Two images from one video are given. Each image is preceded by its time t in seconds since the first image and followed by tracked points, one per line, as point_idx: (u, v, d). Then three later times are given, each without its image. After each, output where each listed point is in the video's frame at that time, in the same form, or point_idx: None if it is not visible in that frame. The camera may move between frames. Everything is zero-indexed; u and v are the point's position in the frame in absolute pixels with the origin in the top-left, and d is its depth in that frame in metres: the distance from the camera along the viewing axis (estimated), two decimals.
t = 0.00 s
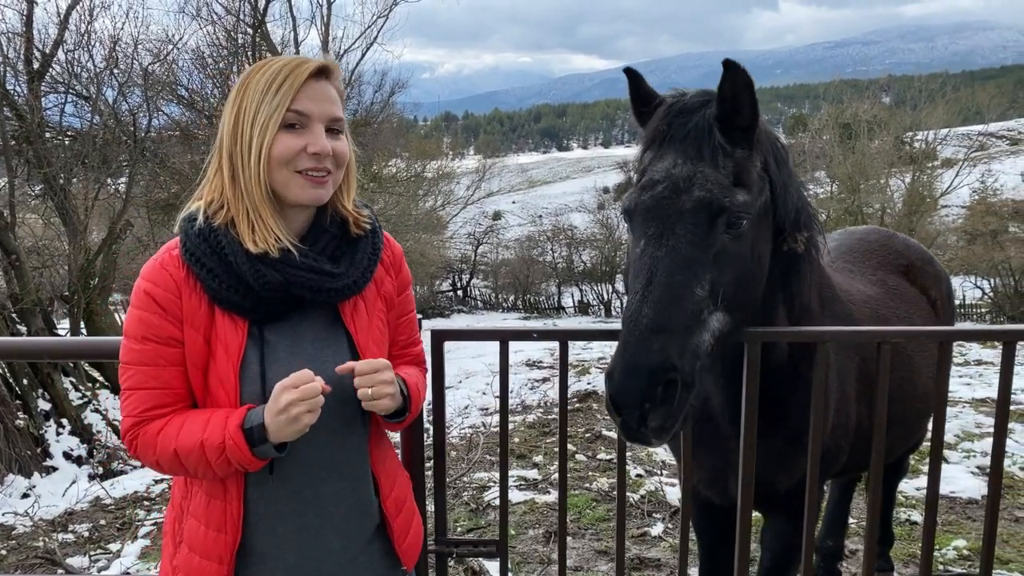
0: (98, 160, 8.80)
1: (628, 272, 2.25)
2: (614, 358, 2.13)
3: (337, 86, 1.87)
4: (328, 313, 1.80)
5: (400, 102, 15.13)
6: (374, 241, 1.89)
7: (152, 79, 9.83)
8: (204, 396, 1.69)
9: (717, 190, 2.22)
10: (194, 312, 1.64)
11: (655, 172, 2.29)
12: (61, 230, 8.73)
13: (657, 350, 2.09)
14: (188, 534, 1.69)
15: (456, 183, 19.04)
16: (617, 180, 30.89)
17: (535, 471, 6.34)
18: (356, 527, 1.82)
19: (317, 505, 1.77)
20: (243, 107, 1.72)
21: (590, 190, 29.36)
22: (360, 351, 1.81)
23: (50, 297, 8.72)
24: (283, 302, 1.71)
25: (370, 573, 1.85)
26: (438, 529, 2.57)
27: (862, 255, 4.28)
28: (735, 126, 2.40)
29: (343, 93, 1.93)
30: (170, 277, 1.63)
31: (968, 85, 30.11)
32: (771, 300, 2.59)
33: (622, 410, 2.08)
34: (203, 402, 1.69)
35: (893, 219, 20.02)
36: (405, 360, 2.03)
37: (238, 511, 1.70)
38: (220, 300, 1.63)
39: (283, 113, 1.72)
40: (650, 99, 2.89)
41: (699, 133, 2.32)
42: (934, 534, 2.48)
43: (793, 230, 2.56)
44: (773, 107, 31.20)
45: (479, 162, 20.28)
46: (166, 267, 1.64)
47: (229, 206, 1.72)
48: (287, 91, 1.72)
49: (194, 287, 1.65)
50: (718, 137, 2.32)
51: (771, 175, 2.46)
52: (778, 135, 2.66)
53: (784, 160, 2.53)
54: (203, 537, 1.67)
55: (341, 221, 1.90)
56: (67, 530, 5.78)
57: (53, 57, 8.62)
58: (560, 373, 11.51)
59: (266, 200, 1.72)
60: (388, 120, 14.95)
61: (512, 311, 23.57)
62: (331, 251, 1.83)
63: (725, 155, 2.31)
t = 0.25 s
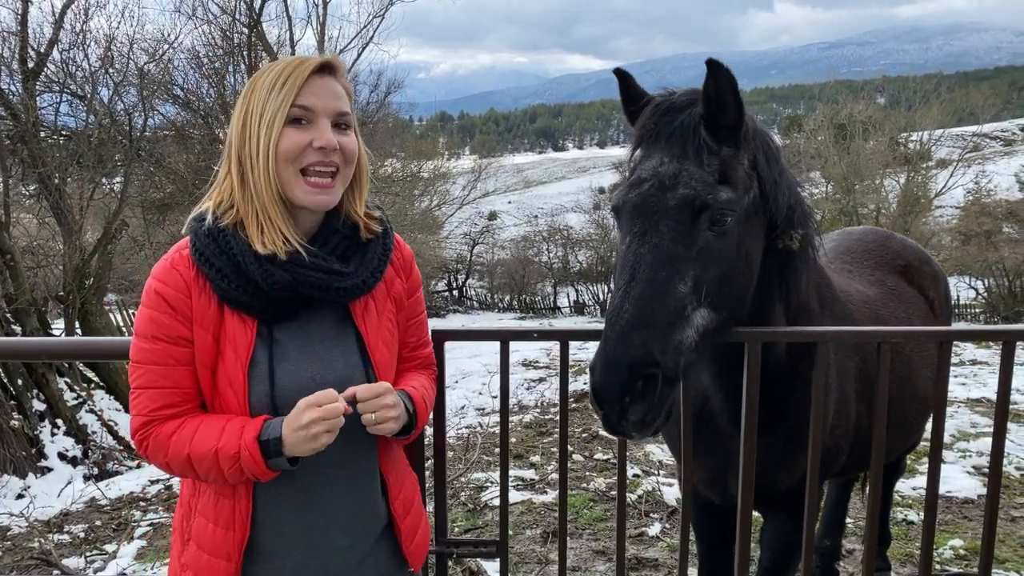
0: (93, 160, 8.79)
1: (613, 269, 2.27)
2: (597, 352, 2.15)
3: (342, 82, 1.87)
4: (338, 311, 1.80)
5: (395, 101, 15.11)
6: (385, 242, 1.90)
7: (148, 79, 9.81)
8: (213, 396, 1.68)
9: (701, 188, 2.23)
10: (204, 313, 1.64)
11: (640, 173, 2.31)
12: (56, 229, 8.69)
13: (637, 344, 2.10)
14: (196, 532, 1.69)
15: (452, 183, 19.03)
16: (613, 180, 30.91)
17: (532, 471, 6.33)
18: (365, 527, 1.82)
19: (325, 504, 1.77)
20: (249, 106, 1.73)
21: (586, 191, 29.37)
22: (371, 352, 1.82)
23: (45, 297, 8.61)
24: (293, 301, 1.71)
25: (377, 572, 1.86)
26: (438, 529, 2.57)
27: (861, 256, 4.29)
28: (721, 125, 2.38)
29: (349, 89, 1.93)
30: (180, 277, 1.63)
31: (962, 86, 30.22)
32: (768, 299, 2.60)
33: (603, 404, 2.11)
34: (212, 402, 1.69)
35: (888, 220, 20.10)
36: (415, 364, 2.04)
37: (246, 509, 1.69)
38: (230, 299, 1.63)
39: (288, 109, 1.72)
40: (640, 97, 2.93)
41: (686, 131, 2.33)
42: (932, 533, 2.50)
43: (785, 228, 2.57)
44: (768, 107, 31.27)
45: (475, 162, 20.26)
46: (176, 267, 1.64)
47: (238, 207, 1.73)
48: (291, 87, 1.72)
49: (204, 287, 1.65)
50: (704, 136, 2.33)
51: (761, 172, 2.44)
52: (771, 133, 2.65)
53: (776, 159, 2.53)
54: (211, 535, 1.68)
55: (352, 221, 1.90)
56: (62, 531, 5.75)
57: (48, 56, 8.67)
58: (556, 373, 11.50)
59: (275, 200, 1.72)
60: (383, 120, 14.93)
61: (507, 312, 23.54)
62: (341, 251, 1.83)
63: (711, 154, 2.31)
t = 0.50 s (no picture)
0: (87, 161, 8.79)
1: (605, 272, 2.29)
2: (588, 353, 2.16)
3: (346, 85, 1.88)
4: (344, 308, 1.80)
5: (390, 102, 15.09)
6: (389, 240, 1.90)
7: (143, 80, 9.80)
8: (215, 395, 1.68)
9: (690, 193, 2.24)
10: (206, 312, 1.64)
11: (633, 177, 2.31)
12: (50, 230, 8.65)
13: (624, 346, 2.12)
14: (201, 534, 1.68)
15: (447, 184, 19.01)
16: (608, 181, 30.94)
17: (528, 473, 6.33)
18: (372, 528, 1.82)
19: (332, 506, 1.77)
20: (253, 110, 1.74)
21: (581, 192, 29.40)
22: (377, 349, 1.82)
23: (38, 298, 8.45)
24: (298, 298, 1.70)
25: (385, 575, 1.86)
26: (438, 531, 2.56)
27: (857, 257, 4.30)
28: (710, 129, 2.37)
29: (353, 92, 1.93)
30: (182, 276, 1.63)
31: (955, 88, 30.35)
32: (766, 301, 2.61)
33: (591, 406, 2.13)
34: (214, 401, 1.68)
35: (882, 220, 20.18)
36: (424, 361, 2.04)
37: (251, 511, 1.69)
38: (234, 297, 1.63)
39: (291, 110, 1.73)
40: (631, 102, 2.94)
41: (678, 135, 2.33)
42: (930, 533, 2.52)
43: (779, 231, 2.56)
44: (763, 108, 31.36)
45: (470, 163, 20.25)
46: (178, 267, 1.64)
47: (240, 206, 1.72)
48: (294, 89, 1.73)
49: (206, 286, 1.65)
50: (696, 140, 2.33)
51: (753, 177, 2.46)
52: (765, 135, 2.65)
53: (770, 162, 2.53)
54: (215, 537, 1.66)
55: (357, 220, 1.89)
56: (57, 533, 5.72)
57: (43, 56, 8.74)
58: (552, 373, 11.50)
59: (278, 198, 1.71)
60: (379, 121, 14.92)
61: (503, 313, 23.53)
62: (346, 248, 1.83)
63: (701, 158, 2.31)
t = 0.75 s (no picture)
0: (83, 162, 8.75)
1: (602, 277, 2.29)
2: (584, 357, 2.17)
3: (354, 94, 1.86)
4: (348, 312, 1.80)
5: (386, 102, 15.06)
6: (391, 243, 1.90)
7: (139, 80, 9.78)
8: (221, 404, 1.68)
9: (688, 198, 2.24)
10: (211, 320, 1.63)
11: (631, 182, 2.31)
12: (45, 231, 8.60)
13: (620, 350, 2.12)
14: (210, 543, 1.68)
15: (443, 185, 18.99)
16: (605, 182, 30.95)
17: (525, 474, 6.33)
18: (380, 533, 1.82)
19: (340, 511, 1.77)
20: (258, 115, 1.73)
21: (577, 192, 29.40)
22: (383, 352, 1.82)
23: (34, 300, 8.36)
24: (302, 303, 1.70)
25: None
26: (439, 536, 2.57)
27: (855, 259, 4.31)
28: (708, 134, 2.37)
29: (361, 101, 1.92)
30: (185, 284, 1.63)
31: (950, 89, 30.45)
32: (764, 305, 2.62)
33: (587, 411, 2.13)
34: (220, 411, 1.68)
35: (878, 221, 20.25)
36: (426, 367, 2.04)
37: (259, 519, 1.69)
38: (238, 304, 1.62)
39: (299, 121, 1.72)
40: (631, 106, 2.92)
41: (675, 141, 2.34)
42: (929, 535, 2.53)
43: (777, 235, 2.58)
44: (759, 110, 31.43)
45: (466, 164, 20.23)
46: (181, 274, 1.64)
47: (243, 213, 1.72)
48: (302, 99, 1.71)
49: (210, 294, 1.64)
50: (693, 145, 2.34)
51: (750, 181, 2.46)
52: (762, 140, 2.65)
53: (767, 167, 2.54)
54: (223, 546, 1.67)
55: (358, 225, 1.89)
56: (53, 536, 5.69)
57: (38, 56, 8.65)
58: (548, 375, 11.50)
59: (280, 207, 1.71)
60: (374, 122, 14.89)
61: (499, 313, 23.51)
62: (348, 252, 1.83)
63: (699, 163, 2.32)
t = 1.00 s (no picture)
0: (80, 163, 8.73)
1: (599, 279, 2.29)
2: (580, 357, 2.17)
3: (359, 98, 1.86)
4: (349, 312, 1.80)
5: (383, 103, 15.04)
6: (392, 240, 1.90)
7: (135, 81, 9.77)
8: (227, 411, 1.68)
9: (683, 200, 2.24)
10: (213, 324, 1.63)
11: (628, 184, 2.31)
12: (41, 231, 8.57)
13: (615, 352, 2.12)
14: (219, 549, 1.70)
15: (440, 186, 18.98)
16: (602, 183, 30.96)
17: (523, 476, 6.33)
18: (389, 537, 1.82)
19: (347, 516, 1.77)
20: (263, 114, 1.72)
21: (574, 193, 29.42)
22: (386, 351, 1.82)
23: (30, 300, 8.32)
24: (303, 303, 1.69)
25: None
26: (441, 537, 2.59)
27: (854, 261, 4.32)
28: (705, 135, 2.37)
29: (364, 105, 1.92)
30: (187, 288, 1.63)
31: (946, 91, 30.55)
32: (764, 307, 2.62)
33: (583, 412, 2.13)
34: (225, 418, 1.68)
35: (874, 222, 20.29)
36: (434, 365, 2.04)
37: (267, 525, 1.70)
38: (239, 307, 1.62)
39: (304, 122, 1.71)
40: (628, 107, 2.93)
41: (672, 143, 2.34)
42: (927, 536, 2.53)
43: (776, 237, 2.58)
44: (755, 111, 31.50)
45: (463, 164, 20.22)
46: (182, 279, 1.64)
47: (243, 213, 1.72)
48: (309, 101, 1.71)
49: (212, 296, 1.64)
50: (690, 146, 2.34)
51: (748, 182, 2.46)
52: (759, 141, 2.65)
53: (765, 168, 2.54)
54: (232, 552, 1.68)
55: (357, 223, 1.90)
56: (49, 538, 5.67)
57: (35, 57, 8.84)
58: (546, 375, 11.50)
59: (281, 207, 1.71)
60: (371, 123, 14.87)
61: (496, 314, 23.52)
62: (348, 250, 1.83)
63: (696, 165, 2.31)
